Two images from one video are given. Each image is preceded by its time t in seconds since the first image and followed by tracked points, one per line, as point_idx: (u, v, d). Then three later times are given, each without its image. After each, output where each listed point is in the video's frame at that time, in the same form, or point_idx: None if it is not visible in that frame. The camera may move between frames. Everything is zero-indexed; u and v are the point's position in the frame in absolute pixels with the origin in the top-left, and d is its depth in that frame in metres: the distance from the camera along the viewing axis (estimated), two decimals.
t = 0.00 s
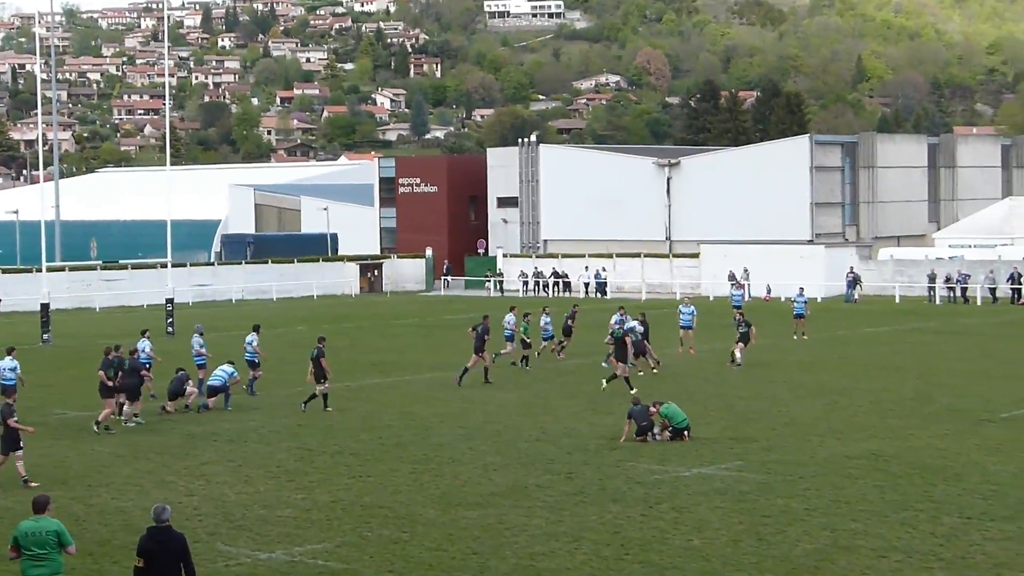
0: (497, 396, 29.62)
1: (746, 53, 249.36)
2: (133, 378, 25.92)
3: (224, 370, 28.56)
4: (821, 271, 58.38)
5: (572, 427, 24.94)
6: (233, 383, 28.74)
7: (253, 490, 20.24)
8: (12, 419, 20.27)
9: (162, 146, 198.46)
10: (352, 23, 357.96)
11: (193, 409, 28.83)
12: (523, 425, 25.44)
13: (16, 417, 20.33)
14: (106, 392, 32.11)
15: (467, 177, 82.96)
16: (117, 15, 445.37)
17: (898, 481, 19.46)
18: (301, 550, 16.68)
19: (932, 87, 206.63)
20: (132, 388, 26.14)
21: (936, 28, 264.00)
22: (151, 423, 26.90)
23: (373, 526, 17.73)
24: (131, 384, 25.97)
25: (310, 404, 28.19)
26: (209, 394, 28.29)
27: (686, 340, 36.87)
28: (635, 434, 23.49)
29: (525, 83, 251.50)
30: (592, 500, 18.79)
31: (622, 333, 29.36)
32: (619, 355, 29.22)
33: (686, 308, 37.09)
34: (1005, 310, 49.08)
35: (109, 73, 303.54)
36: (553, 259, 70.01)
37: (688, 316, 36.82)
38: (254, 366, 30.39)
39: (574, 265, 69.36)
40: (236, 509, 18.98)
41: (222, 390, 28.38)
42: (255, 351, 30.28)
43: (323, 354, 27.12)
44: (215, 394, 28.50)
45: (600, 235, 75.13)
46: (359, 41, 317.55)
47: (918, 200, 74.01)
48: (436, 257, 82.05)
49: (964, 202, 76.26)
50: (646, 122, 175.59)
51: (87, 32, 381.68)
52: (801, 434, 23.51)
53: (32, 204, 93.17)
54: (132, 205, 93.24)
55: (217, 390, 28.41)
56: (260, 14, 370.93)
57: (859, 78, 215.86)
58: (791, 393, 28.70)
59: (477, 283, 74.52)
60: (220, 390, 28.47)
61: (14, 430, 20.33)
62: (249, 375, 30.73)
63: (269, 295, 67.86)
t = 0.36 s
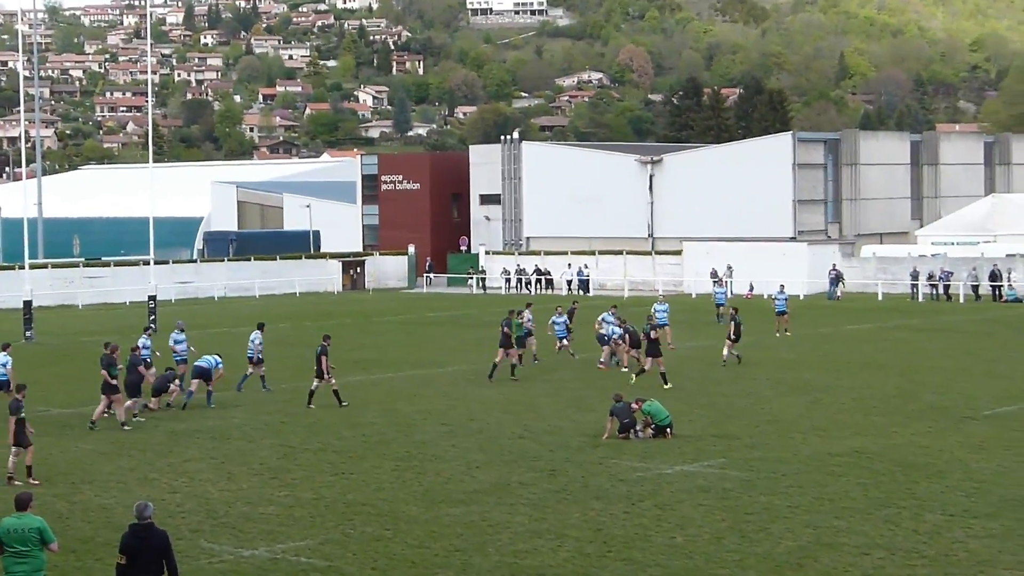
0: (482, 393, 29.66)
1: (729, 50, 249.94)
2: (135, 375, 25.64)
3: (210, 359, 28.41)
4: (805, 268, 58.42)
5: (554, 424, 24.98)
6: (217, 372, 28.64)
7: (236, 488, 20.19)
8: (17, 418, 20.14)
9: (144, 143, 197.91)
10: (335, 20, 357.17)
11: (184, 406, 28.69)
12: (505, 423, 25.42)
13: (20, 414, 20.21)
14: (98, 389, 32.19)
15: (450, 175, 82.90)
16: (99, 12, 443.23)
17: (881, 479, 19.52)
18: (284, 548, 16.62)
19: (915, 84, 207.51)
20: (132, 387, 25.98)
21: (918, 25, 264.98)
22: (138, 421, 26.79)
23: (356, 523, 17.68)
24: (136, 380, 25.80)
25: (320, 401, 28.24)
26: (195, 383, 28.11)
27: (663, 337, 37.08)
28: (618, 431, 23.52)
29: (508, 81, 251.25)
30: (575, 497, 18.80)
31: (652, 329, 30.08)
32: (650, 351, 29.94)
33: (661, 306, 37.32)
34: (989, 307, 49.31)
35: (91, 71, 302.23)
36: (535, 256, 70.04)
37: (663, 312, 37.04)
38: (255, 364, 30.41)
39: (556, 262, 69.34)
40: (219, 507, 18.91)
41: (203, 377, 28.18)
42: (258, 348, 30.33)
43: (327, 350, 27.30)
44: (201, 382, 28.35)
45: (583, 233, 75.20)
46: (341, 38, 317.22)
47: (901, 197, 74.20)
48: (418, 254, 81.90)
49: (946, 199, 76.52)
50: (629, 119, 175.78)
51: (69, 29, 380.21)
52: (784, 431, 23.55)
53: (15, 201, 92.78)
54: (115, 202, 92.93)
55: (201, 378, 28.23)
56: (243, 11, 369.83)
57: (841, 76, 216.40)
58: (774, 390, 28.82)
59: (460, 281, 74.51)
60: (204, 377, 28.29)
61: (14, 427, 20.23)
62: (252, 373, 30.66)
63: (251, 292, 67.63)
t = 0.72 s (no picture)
0: (471, 391, 29.62)
1: (718, 47, 250.32)
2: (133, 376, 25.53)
3: (201, 348, 28.21)
4: (794, 266, 58.44)
5: (542, 422, 24.93)
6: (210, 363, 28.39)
7: (225, 485, 20.17)
8: (35, 414, 19.90)
9: (132, 141, 197.41)
10: (325, 18, 356.89)
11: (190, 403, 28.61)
12: (495, 420, 25.41)
13: (37, 410, 20.03)
14: (84, 388, 32.08)
15: (440, 172, 82.90)
16: (88, 10, 441.95)
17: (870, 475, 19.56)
18: (273, 546, 16.60)
19: (903, 81, 207.87)
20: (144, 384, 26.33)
21: (907, 22, 265.74)
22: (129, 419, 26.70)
23: (346, 521, 17.65)
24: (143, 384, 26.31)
25: (336, 399, 28.06)
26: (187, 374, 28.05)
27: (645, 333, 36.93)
28: (607, 428, 23.54)
29: (497, 78, 251.18)
30: (565, 495, 18.79)
31: (685, 322, 30.03)
32: (681, 345, 30.05)
33: (642, 304, 36.98)
34: (978, 304, 49.40)
35: (80, 69, 301.49)
36: (524, 253, 69.98)
37: (643, 311, 36.83)
38: (265, 358, 30.30)
39: (546, 260, 69.34)
40: (208, 505, 18.89)
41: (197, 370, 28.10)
42: (268, 345, 30.16)
43: (344, 347, 27.28)
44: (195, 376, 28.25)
45: (572, 230, 75.25)
46: (331, 36, 316.76)
47: (890, 194, 74.36)
48: (408, 252, 81.84)
49: (935, 197, 76.71)
50: (619, 117, 175.97)
51: (57, 26, 378.75)
52: (774, 428, 23.57)
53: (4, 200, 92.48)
54: (104, 200, 92.64)
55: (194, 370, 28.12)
56: (232, 9, 369.17)
57: (830, 73, 216.81)
58: (763, 387, 28.83)
59: (449, 279, 74.48)
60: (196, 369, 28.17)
61: (32, 423, 20.05)
62: (259, 370, 30.76)
63: (241, 290, 67.54)
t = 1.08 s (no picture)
0: (460, 391, 29.67)
1: (706, 49, 250.90)
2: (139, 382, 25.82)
3: (188, 345, 28.13)
4: (781, 266, 58.56)
5: (529, 422, 24.93)
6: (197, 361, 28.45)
7: (212, 486, 20.12)
8: (49, 413, 19.85)
9: (120, 141, 196.92)
10: (313, 19, 356.51)
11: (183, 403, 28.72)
12: (483, 420, 25.43)
13: (52, 409, 19.96)
14: (69, 388, 31.99)
15: (427, 172, 82.82)
16: (75, 9, 440.34)
17: (856, 475, 19.64)
18: (261, 545, 16.59)
19: (891, 82, 208.44)
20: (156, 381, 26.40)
21: (894, 23, 266.90)
22: (117, 420, 26.63)
23: (334, 522, 17.63)
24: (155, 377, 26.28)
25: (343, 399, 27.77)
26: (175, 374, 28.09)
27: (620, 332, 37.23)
28: (592, 429, 23.57)
29: (485, 79, 251.33)
30: (553, 495, 18.80)
31: (706, 319, 29.96)
32: (701, 343, 30.03)
33: (617, 303, 37.57)
34: (966, 305, 49.50)
35: (67, 69, 300.51)
36: (512, 254, 69.93)
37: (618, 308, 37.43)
38: (274, 357, 30.65)
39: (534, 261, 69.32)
40: (196, 506, 18.84)
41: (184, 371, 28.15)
42: (276, 342, 30.44)
43: (361, 347, 27.21)
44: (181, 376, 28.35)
45: (559, 231, 75.29)
46: (319, 36, 316.30)
47: (877, 196, 74.51)
48: (396, 252, 81.72)
49: (922, 198, 76.84)
50: (607, 118, 176.18)
51: (43, 26, 377.26)
52: (762, 429, 23.62)
53: None
54: (90, 200, 92.41)
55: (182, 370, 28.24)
56: (220, 9, 368.39)
57: (817, 74, 217.48)
58: (750, 388, 28.91)
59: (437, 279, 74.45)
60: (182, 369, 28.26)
61: (47, 422, 19.94)
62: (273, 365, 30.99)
63: (228, 291, 67.43)
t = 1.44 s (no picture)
0: (445, 395, 29.67)
1: (689, 53, 251.68)
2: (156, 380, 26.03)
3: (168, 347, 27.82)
4: (763, 270, 58.73)
5: (512, 426, 24.94)
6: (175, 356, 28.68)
7: (194, 490, 20.05)
8: (54, 418, 19.65)
9: (101, 142, 196.27)
10: (295, 21, 356.03)
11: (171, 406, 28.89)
12: (466, 423, 25.40)
13: (57, 414, 19.78)
14: (50, 391, 31.81)
15: (411, 175, 82.67)
16: (56, 10, 438.28)
17: (839, 478, 19.70)
18: (242, 550, 16.55)
19: (872, 87, 209.24)
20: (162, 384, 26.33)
21: (875, 29, 268.36)
22: (104, 425, 26.53)
23: (316, 526, 17.60)
24: (162, 380, 26.28)
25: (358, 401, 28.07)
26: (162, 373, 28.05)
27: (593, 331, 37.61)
28: (575, 432, 23.59)
29: (468, 82, 251.39)
30: (536, 498, 18.80)
31: (715, 320, 30.85)
32: (711, 343, 30.95)
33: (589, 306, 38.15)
34: (947, 309, 49.65)
35: (48, 70, 299.14)
36: (496, 257, 70.05)
37: (591, 312, 38.03)
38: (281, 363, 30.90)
39: (517, 264, 69.38)
40: (177, 510, 18.78)
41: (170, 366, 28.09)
42: (285, 347, 30.67)
43: (379, 352, 27.17)
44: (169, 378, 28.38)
45: (541, 234, 75.42)
46: (302, 39, 315.80)
47: (858, 199, 74.67)
48: (379, 255, 81.68)
49: (903, 202, 76.97)
50: (590, 122, 176.30)
51: (24, 27, 375.47)
52: (745, 432, 23.66)
53: None
54: (70, 203, 92.04)
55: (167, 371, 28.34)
56: (203, 10, 367.32)
57: (800, 79, 218.22)
58: (734, 390, 28.98)
59: (420, 281, 74.46)
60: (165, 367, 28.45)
61: (51, 428, 19.77)
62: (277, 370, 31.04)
63: (211, 293, 67.18)
